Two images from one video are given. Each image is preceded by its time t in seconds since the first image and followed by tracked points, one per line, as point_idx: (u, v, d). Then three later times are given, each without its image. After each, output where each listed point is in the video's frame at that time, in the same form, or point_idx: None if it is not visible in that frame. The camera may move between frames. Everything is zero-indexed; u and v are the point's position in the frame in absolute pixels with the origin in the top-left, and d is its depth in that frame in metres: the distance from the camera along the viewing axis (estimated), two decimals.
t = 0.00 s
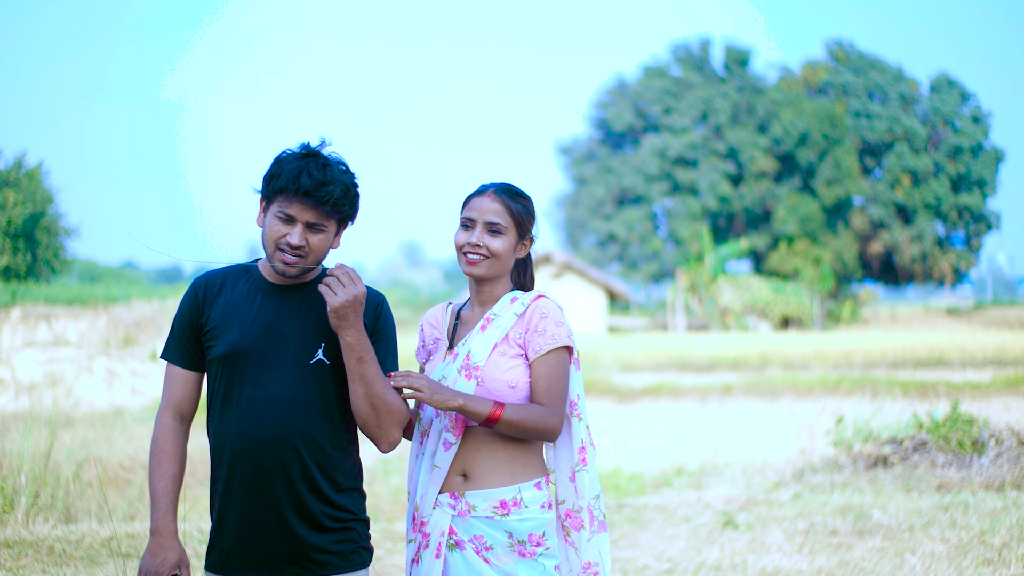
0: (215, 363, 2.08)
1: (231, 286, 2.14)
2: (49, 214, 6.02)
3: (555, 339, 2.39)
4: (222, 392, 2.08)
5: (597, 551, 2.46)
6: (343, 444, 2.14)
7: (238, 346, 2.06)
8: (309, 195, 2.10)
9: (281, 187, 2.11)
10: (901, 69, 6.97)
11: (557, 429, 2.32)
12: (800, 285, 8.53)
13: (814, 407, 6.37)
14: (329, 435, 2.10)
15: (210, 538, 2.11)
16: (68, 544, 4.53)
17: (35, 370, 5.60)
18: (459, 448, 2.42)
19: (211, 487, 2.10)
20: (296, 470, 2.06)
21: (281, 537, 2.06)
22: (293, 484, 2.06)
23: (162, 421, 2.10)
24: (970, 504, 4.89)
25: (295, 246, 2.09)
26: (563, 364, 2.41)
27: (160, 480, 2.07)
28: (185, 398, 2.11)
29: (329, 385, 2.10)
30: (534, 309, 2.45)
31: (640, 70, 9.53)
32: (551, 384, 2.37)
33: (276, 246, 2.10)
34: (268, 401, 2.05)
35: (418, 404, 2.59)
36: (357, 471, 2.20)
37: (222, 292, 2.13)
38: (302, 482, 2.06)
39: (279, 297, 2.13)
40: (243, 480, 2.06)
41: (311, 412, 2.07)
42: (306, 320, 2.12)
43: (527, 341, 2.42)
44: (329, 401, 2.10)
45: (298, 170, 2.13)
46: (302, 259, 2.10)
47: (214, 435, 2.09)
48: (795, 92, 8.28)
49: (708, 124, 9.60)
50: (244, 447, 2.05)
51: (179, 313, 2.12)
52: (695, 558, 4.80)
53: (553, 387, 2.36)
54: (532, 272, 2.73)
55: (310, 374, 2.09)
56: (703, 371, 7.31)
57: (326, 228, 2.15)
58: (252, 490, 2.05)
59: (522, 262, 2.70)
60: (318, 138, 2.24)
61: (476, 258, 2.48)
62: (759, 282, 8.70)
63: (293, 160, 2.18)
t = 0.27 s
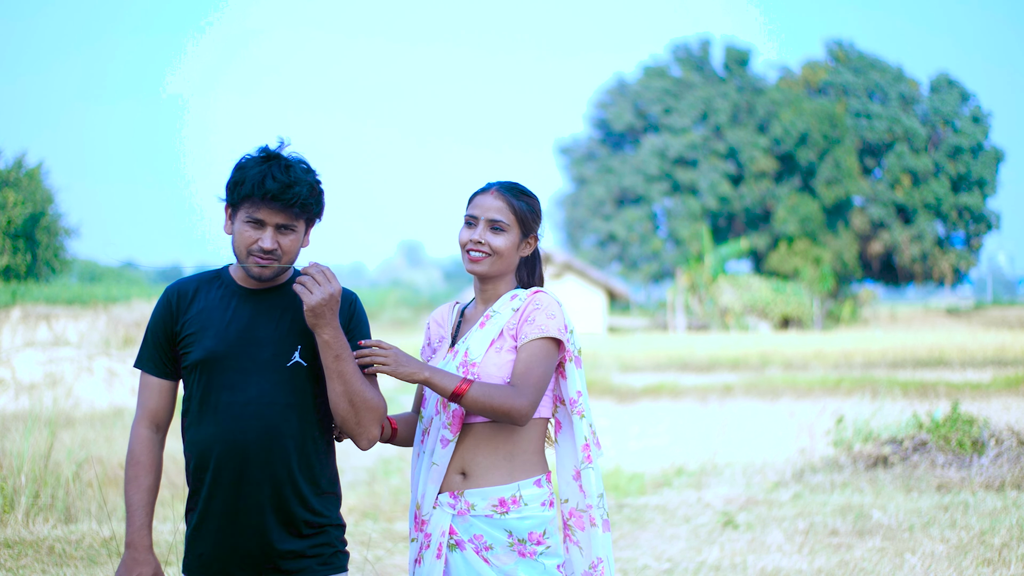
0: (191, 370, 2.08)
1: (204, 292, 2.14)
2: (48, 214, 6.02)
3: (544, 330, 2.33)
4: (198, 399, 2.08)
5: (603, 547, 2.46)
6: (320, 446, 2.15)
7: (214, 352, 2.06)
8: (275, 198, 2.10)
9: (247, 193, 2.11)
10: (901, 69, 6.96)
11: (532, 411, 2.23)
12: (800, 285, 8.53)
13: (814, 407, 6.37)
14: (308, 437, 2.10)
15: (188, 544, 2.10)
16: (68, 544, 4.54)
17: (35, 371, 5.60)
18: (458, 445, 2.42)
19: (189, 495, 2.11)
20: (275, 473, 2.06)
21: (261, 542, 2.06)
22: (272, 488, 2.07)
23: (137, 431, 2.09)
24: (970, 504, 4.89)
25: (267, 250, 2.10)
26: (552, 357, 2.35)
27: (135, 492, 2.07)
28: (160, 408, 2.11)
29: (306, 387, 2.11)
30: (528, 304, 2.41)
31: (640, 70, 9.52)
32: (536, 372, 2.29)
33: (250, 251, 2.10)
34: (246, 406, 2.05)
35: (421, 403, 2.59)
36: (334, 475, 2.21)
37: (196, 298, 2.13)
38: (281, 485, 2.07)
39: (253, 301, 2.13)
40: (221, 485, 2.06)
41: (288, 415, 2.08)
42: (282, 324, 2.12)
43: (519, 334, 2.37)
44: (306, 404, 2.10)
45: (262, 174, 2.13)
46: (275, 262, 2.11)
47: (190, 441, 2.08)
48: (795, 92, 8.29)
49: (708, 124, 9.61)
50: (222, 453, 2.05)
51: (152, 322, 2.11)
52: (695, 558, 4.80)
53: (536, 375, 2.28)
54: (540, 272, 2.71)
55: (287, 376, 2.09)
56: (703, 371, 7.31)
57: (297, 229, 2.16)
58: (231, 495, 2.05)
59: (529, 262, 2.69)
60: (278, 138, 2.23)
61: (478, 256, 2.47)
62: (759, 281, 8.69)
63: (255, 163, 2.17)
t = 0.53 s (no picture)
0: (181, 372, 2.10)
1: (194, 295, 2.16)
2: (48, 214, 6.02)
3: (536, 325, 2.33)
4: (190, 401, 2.10)
5: (596, 546, 2.37)
6: (311, 447, 2.16)
7: (202, 353, 2.08)
8: (246, 195, 2.11)
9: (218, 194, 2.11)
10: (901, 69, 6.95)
11: (502, 399, 2.18)
12: (800, 285, 8.54)
13: (814, 407, 6.37)
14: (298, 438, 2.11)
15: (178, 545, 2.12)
16: (68, 544, 4.55)
17: (35, 371, 5.61)
18: (455, 445, 2.42)
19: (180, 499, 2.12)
20: (264, 473, 2.07)
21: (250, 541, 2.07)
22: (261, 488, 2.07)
23: (131, 437, 2.14)
24: (970, 504, 4.90)
25: (247, 247, 2.10)
26: (542, 354, 2.33)
27: (127, 499, 2.12)
28: (153, 413, 2.16)
29: (295, 387, 2.12)
30: (524, 300, 2.41)
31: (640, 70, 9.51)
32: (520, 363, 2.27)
33: (230, 250, 2.09)
34: (234, 405, 2.07)
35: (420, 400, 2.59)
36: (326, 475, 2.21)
37: (185, 301, 2.15)
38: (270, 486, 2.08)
39: (241, 302, 2.14)
40: (211, 485, 2.07)
41: (276, 414, 2.08)
42: (270, 323, 2.13)
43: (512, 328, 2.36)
44: (296, 403, 2.11)
45: (231, 173, 2.13)
46: (258, 258, 2.11)
47: (181, 442, 2.10)
48: (795, 92, 8.29)
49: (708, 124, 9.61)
50: (211, 453, 2.06)
51: (145, 326, 2.15)
52: (695, 558, 4.81)
53: (517, 365, 2.26)
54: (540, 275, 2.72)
55: (276, 376, 2.10)
56: (703, 371, 7.31)
57: (274, 223, 2.16)
58: (220, 495, 2.07)
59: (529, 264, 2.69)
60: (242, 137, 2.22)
61: (478, 253, 2.47)
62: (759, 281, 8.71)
63: (224, 165, 2.17)
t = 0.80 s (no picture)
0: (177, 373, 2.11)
1: (190, 296, 2.16)
2: (48, 214, 6.02)
3: (528, 316, 2.34)
4: (186, 401, 2.11)
5: (586, 549, 2.37)
6: (308, 446, 2.15)
7: (197, 353, 2.08)
8: (233, 194, 2.09)
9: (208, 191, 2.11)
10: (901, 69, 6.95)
11: (467, 367, 2.21)
12: (800, 285, 8.54)
13: (814, 407, 6.37)
14: (294, 437, 2.11)
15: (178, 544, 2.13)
16: (68, 544, 4.55)
17: (35, 371, 5.60)
18: (453, 444, 2.42)
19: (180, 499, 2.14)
20: (259, 472, 2.07)
21: (247, 540, 2.08)
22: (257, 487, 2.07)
23: (132, 438, 2.16)
24: (970, 504, 4.90)
25: (236, 246, 2.09)
26: (526, 343, 2.34)
27: (128, 499, 2.13)
28: (152, 414, 2.17)
29: (290, 386, 2.12)
30: (522, 296, 2.42)
31: (640, 70, 9.51)
32: (497, 340, 2.29)
33: (219, 248, 2.10)
34: (229, 405, 2.06)
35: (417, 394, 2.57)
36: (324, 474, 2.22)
37: (181, 302, 2.15)
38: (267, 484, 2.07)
39: (235, 301, 2.14)
40: (208, 484, 2.07)
41: (271, 413, 2.08)
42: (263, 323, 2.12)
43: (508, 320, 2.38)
44: (291, 401, 2.11)
45: (221, 171, 2.11)
46: (247, 256, 2.10)
47: (178, 442, 2.11)
48: (795, 92, 8.30)
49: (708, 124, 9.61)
50: (207, 453, 2.06)
51: (144, 328, 2.16)
52: (695, 558, 4.80)
53: (495, 343, 2.28)
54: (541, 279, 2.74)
55: (270, 375, 2.10)
56: (703, 371, 7.31)
57: (265, 221, 2.14)
58: (217, 494, 2.07)
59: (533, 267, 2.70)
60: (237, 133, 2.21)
61: (485, 255, 2.47)
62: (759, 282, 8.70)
63: (217, 162, 2.16)
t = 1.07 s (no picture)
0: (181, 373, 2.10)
1: (192, 296, 2.14)
2: (48, 214, 6.02)
3: (527, 317, 2.35)
4: (189, 401, 2.10)
5: (584, 551, 2.38)
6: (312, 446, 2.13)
7: (198, 354, 2.06)
8: (231, 190, 2.09)
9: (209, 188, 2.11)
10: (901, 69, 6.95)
11: (467, 380, 2.23)
12: (800, 285, 8.54)
13: (814, 407, 6.37)
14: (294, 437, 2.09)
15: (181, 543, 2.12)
16: (68, 544, 4.55)
17: (35, 371, 5.60)
18: (451, 443, 2.43)
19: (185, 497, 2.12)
20: (259, 471, 2.07)
21: (247, 539, 2.06)
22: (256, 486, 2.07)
23: (137, 438, 2.14)
24: (970, 504, 4.90)
25: (234, 242, 2.08)
26: (528, 345, 2.36)
27: (135, 498, 2.11)
28: (158, 414, 2.16)
29: (291, 386, 2.08)
30: (523, 296, 2.43)
31: (640, 70, 9.51)
32: (497, 347, 2.30)
33: (218, 245, 2.09)
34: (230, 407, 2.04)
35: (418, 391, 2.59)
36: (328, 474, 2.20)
37: (183, 302, 2.14)
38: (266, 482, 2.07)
39: (236, 301, 2.11)
40: (209, 482, 2.07)
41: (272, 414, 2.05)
42: (264, 322, 2.08)
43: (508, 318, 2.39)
44: (293, 403, 2.08)
45: (221, 167, 2.11)
46: (246, 252, 2.08)
47: (183, 442, 2.10)
48: (795, 92, 8.29)
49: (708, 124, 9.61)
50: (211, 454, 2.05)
51: (147, 330, 2.16)
52: (695, 558, 4.81)
53: (494, 351, 2.29)
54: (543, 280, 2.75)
55: (270, 376, 2.06)
56: (703, 371, 7.31)
57: (264, 218, 2.13)
58: (218, 493, 2.07)
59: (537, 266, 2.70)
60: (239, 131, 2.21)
61: (489, 256, 2.47)
62: (758, 280, 8.78)
63: (219, 159, 2.16)
